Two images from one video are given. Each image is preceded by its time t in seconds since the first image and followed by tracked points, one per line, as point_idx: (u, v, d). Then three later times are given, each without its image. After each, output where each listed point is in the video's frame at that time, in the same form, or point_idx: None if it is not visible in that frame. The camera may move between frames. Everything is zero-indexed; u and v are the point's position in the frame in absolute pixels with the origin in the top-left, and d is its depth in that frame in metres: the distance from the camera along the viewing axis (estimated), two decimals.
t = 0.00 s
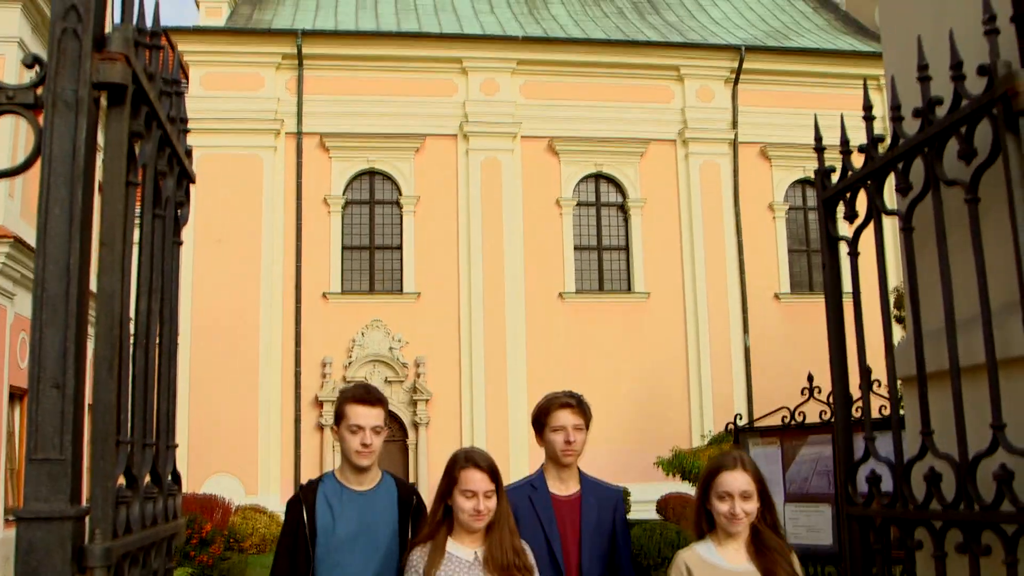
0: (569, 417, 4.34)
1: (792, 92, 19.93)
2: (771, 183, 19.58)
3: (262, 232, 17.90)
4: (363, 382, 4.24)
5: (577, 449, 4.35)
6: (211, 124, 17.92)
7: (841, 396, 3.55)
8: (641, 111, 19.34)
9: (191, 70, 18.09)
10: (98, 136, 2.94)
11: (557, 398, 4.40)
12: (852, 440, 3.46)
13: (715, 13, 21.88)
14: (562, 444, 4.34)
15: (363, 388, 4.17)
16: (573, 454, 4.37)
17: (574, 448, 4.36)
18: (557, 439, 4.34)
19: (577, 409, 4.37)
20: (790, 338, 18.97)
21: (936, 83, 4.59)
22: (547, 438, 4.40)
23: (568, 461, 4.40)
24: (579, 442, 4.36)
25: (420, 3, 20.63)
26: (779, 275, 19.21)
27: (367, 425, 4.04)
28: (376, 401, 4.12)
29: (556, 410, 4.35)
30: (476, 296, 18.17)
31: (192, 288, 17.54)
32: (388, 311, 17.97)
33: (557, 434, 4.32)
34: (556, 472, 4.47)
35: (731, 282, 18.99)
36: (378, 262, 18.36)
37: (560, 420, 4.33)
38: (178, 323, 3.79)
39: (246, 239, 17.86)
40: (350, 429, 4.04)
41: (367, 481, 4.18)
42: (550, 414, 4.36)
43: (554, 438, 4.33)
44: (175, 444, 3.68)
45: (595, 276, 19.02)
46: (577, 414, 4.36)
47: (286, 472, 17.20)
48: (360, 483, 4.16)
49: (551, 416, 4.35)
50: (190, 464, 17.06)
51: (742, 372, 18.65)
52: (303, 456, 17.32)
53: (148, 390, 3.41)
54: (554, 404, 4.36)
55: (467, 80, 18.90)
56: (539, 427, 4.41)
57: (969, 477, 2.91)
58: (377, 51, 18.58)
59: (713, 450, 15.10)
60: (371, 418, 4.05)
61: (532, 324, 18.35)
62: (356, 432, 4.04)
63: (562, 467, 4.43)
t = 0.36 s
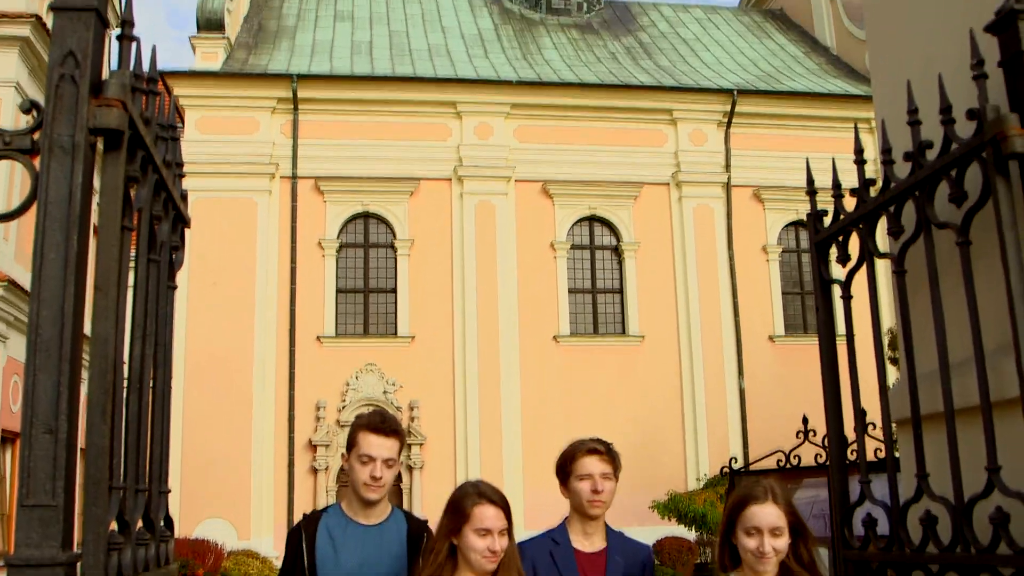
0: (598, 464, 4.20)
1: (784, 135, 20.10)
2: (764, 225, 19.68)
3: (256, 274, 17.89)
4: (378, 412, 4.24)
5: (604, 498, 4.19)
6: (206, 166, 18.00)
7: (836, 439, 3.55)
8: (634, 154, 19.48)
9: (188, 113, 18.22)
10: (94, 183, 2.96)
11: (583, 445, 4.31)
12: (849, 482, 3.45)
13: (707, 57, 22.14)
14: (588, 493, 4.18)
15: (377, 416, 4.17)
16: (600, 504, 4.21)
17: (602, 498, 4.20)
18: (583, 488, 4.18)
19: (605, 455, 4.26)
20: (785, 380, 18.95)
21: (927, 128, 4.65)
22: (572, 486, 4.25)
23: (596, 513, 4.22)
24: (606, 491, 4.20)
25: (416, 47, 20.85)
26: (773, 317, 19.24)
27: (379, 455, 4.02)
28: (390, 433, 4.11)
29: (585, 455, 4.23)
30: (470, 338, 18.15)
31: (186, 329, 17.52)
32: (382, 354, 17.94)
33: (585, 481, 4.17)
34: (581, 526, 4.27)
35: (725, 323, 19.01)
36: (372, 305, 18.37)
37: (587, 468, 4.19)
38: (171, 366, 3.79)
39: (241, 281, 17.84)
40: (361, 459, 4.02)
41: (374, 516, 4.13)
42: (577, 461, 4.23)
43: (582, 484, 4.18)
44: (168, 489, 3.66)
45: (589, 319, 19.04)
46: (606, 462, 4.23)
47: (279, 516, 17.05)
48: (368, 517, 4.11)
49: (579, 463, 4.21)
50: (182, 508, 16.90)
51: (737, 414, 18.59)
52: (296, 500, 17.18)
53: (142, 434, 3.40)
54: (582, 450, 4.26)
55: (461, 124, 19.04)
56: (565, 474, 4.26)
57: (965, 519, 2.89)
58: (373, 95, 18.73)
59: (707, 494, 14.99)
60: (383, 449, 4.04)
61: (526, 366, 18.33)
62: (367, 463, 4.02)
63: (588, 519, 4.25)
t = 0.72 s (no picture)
0: (623, 492, 4.12)
1: (778, 179, 20.24)
2: (759, 269, 19.73)
3: (251, 318, 17.87)
4: (372, 458, 4.21)
5: (628, 527, 4.11)
6: (202, 211, 18.03)
7: (832, 482, 3.56)
8: (629, 198, 19.59)
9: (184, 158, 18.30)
10: (91, 229, 2.98)
11: (608, 471, 4.22)
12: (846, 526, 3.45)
13: (700, 102, 22.36)
14: (611, 523, 4.10)
15: (371, 463, 4.13)
16: (624, 535, 4.13)
17: (625, 529, 4.12)
18: (606, 517, 4.10)
19: (630, 482, 4.16)
20: (781, 422, 18.91)
21: (919, 172, 4.70)
22: (595, 516, 4.18)
23: (619, 543, 4.14)
24: (630, 521, 4.12)
25: (411, 93, 21.04)
26: (769, 361, 19.22)
27: (373, 505, 3.97)
28: (383, 480, 4.06)
29: (608, 484, 4.14)
30: (466, 382, 18.11)
31: (180, 373, 17.43)
32: (377, 398, 17.87)
33: (609, 511, 4.09)
34: (604, 558, 4.19)
35: (722, 367, 18.98)
36: (367, 350, 18.34)
37: (611, 496, 4.10)
38: (166, 412, 3.79)
39: (236, 325, 17.82)
40: (356, 509, 3.98)
41: (372, 570, 4.07)
42: (600, 488, 4.15)
43: (605, 515, 4.10)
44: (163, 536, 3.64)
45: (585, 362, 19.01)
46: (630, 492, 4.13)
47: (273, 562, 16.85)
48: (364, 569, 4.05)
49: (603, 490, 4.13)
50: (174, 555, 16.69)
51: (733, 458, 18.50)
52: (290, 546, 16.98)
53: (136, 480, 3.38)
54: (606, 477, 4.17)
55: (456, 168, 19.15)
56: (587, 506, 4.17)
57: (962, 566, 2.89)
58: (369, 140, 18.87)
59: (705, 538, 14.99)
60: (377, 498, 3.99)
61: (522, 410, 18.25)
62: (361, 512, 3.97)
63: (612, 552, 4.17)
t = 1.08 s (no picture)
0: (640, 539, 3.91)
1: (773, 220, 20.33)
2: (755, 309, 19.76)
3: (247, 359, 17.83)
4: (357, 494, 4.07)
5: None
6: (199, 253, 18.05)
7: (830, 523, 3.55)
8: (625, 239, 19.67)
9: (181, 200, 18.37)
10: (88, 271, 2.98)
11: (622, 516, 3.98)
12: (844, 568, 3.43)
13: (695, 143, 22.53)
14: (630, 573, 3.87)
15: (357, 501, 4.01)
16: None
17: None
18: (625, 567, 3.87)
19: (646, 529, 3.95)
20: (778, 463, 18.82)
21: (912, 213, 4.72)
22: (611, 566, 3.95)
23: None
24: (650, 571, 3.89)
25: (408, 135, 21.20)
26: (766, 401, 19.18)
27: (362, 548, 3.85)
28: (370, 519, 3.93)
29: (624, 530, 3.93)
30: (462, 423, 18.04)
31: (175, 415, 17.34)
32: (373, 440, 17.78)
33: (626, 560, 3.87)
34: None
35: (718, 408, 18.93)
36: (363, 392, 18.29)
37: (629, 543, 3.89)
38: (162, 455, 3.76)
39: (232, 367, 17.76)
40: (344, 553, 3.84)
41: None
42: (616, 536, 3.93)
43: (623, 565, 3.87)
44: None
45: (581, 404, 18.98)
46: (648, 538, 3.92)
47: None
48: None
49: (619, 538, 3.91)
50: None
51: (732, 499, 18.37)
52: None
53: (130, 524, 3.36)
54: (621, 523, 3.94)
55: (452, 210, 19.22)
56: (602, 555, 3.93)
57: None
58: (366, 182, 18.96)
59: None
60: (366, 540, 3.87)
61: (518, 451, 18.17)
62: (349, 555, 3.84)
63: None
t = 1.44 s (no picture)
0: None
1: (769, 261, 20.39)
2: (753, 351, 19.73)
3: (244, 402, 17.76)
4: (384, 516, 3.33)
5: None
6: (195, 296, 18.07)
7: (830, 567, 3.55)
8: (622, 281, 19.71)
9: (179, 243, 18.42)
10: (86, 315, 2.98)
11: (640, 560, 3.14)
12: None
13: (691, 186, 22.67)
14: None
15: (385, 523, 3.26)
16: None
17: None
18: None
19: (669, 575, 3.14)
20: (779, 506, 18.67)
21: (908, 255, 4.75)
22: None
23: None
24: None
25: (405, 178, 21.33)
26: (765, 444, 19.08)
27: None
28: (399, 546, 3.21)
29: None
30: (459, 466, 17.93)
31: (171, 458, 17.23)
32: (370, 483, 17.65)
33: None
34: None
35: (717, 450, 18.85)
36: (361, 436, 18.16)
37: None
38: (157, 501, 3.74)
39: (229, 409, 17.69)
40: None
41: None
42: None
43: None
44: None
45: (579, 447, 18.86)
46: None
47: None
48: None
49: None
50: None
51: (732, 542, 18.20)
52: None
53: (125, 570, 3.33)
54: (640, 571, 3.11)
55: (450, 252, 19.28)
56: None
57: None
58: (364, 225, 19.02)
59: None
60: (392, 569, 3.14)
61: (516, 494, 18.05)
62: None
63: None
